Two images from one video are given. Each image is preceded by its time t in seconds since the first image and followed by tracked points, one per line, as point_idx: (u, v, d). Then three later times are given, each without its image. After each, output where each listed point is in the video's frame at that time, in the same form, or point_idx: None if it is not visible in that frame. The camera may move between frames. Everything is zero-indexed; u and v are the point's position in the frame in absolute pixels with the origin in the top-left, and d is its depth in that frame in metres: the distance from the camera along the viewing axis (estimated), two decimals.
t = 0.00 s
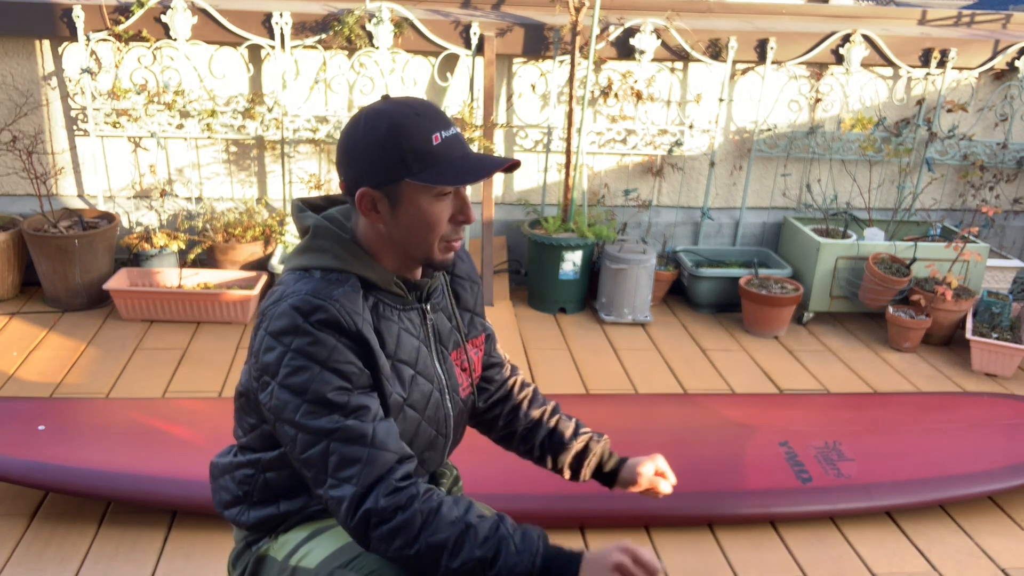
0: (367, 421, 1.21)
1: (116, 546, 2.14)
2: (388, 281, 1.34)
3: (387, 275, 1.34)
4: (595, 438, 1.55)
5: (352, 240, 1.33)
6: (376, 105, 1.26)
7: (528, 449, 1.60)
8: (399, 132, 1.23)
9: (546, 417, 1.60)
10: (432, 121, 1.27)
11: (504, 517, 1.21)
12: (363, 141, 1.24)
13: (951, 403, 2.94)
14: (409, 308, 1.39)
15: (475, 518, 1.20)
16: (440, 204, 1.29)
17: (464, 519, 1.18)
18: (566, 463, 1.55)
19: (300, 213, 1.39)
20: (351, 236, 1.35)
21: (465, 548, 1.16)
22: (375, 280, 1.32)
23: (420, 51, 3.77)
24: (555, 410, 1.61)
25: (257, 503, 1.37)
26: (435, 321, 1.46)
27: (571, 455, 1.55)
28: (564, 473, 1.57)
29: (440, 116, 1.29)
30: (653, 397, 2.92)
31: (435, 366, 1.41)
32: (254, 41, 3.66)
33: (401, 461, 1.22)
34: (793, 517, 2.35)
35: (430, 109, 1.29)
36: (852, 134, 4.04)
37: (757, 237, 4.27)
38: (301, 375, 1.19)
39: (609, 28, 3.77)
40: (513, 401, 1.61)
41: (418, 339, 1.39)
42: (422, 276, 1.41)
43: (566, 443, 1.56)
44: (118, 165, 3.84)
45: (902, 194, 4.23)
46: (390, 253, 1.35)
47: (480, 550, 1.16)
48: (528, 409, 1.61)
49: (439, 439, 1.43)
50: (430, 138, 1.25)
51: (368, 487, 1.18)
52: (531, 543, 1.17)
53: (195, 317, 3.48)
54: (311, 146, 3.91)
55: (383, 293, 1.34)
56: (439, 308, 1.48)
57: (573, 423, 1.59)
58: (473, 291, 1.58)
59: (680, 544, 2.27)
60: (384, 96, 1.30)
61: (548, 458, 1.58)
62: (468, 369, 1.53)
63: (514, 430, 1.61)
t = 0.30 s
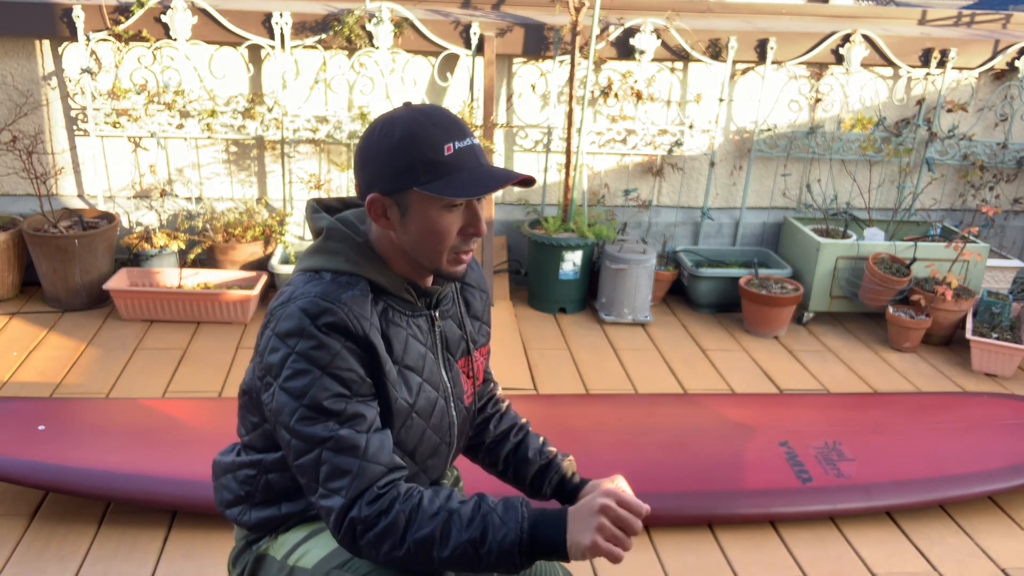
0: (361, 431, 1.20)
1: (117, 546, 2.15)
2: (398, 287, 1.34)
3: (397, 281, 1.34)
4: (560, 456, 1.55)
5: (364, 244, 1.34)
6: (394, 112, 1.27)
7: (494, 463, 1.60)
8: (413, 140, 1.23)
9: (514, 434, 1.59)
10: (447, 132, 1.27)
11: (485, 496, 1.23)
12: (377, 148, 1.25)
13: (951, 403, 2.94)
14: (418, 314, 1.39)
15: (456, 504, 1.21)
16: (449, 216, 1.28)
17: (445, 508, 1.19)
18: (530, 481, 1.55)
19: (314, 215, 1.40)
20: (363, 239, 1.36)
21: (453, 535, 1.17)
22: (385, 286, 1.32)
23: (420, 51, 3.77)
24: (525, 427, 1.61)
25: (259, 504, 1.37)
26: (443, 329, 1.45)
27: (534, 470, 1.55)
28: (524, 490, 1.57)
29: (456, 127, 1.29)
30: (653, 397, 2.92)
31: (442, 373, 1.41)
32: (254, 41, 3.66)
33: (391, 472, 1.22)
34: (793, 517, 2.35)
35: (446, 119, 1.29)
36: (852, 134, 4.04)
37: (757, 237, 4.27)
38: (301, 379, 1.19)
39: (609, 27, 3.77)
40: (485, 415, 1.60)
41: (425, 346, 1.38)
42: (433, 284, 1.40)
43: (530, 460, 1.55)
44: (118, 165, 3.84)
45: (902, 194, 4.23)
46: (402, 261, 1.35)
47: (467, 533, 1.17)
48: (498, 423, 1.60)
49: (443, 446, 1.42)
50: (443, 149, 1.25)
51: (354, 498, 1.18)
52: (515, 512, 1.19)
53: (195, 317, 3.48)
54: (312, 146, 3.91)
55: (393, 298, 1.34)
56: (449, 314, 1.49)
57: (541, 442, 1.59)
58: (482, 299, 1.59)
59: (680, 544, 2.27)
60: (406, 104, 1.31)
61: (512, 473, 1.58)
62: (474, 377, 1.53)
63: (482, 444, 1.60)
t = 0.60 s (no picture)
0: (357, 429, 1.20)
1: (117, 546, 2.15)
2: (399, 287, 1.34)
3: (399, 281, 1.34)
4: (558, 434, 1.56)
5: (367, 243, 1.34)
6: (404, 112, 1.27)
7: (496, 455, 1.60)
8: (418, 142, 1.23)
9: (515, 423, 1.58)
10: (453, 135, 1.26)
11: (472, 478, 1.21)
12: (383, 147, 1.25)
13: (951, 403, 2.94)
14: (419, 314, 1.39)
15: (445, 489, 1.20)
16: (448, 219, 1.27)
17: (433, 494, 1.18)
18: (532, 464, 1.55)
19: (319, 212, 1.40)
20: (366, 239, 1.36)
21: (445, 518, 1.16)
22: (387, 285, 1.32)
23: (420, 51, 3.77)
24: (526, 415, 1.61)
25: (261, 499, 1.37)
26: (446, 328, 1.45)
27: (535, 453, 1.54)
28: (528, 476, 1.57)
29: (463, 130, 1.28)
30: (653, 397, 2.92)
31: (444, 373, 1.41)
32: (254, 41, 3.66)
33: (386, 468, 1.21)
34: (793, 516, 2.35)
35: (455, 123, 1.28)
36: (852, 134, 4.05)
37: (757, 237, 4.27)
38: (298, 376, 1.19)
39: (609, 28, 3.77)
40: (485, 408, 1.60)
41: (426, 345, 1.38)
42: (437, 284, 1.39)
43: (531, 443, 1.55)
44: (118, 165, 3.84)
45: (902, 194, 4.23)
46: (403, 261, 1.34)
47: (458, 514, 1.16)
48: (498, 415, 1.59)
49: (444, 446, 1.42)
50: (447, 152, 1.24)
51: (348, 493, 1.17)
52: (502, 488, 1.18)
53: (195, 317, 3.48)
54: (312, 146, 3.91)
55: (394, 297, 1.34)
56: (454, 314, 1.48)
57: (541, 425, 1.59)
58: (489, 300, 1.59)
59: (681, 544, 2.27)
60: (418, 104, 1.31)
61: (514, 461, 1.57)
62: (479, 377, 1.53)
63: (482, 438, 1.60)
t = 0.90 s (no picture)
0: (342, 420, 1.21)
1: (117, 546, 2.15)
2: (394, 284, 1.34)
3: (394, 279, 1.33)
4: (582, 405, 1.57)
5: (361, 240, 1.33)
6: (410, 114, 1.27)
7: (528, 445, 1.60)
8: (420, 146, 1.23)
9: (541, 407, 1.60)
10: (456, 141, 1.26)
11: (457, 483, 1.20)
12: (387, 149, 1.25)
13: (951, 403, 2.94)
14: (414, 312, 1.38)
15: (429, 491, 1.18)
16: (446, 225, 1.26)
17: (416, 495, 1.17)
18: (565, 444, 1.55)
19: (319, 208, 1.41)
20: (363, 236, 1.36)
21: (424, 520, 1.15)
22: (382, 283, 1.32)
23: (420, 51, 3.77)
24: (548, 397, 1.62)
25: (255, 492, 1.36)
26: (442, 327, 1.44)
27: (563, 431, 1.55)
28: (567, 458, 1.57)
29: (468, 136, 1.27)
30: (652, 397, 2.92)
31: (438, 372, 1.41)
32: (254, 41, 3.66)
33: (370, 462, 1.21)
34: (793, 516, 2.35)
35: (460, 128, 1.27)
36: (852, 134, 4.05)
37: (757, 237, 4.27)
38: (285, 367, 1.20)
39: (609, 28, 3.77)
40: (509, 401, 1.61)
41: (419, 343, 1.38)
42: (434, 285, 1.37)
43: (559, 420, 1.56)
44: (118, 165, 3.84)
45: (902, 194, 4.23)
46: (401, 264, 1.34)
47: (437, 518, 1.14)
48: (523, 403, 1.60)
49: (437, 446, 1.42)
50: (448, 157, 1.24)
51: (331, 485, 1.17)
52: (486, 493, 1.15)
53: (195, 317, 3.48)
54: (312, 146, 3.91)
55: (387, 295, 1.34)
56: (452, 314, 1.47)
57: (565, 403, 1.59)
58: (491, 300, 1.58)
59: (681, 544, 2.27)
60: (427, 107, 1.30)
61: (548, 444, 1.58)
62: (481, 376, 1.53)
63: (513, 430, 1.60)
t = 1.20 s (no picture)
0: (338, 413, 1.21)
1: (117, 546, 2.15)
2: (392, 292, 1.33)
3: (389, 285, 1.32)
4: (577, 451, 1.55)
5: (359, 244, 1.32)
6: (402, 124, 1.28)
7: (518, 471, 1.59)
8: (402, 154, 1.23)
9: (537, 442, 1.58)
10: (438, 148, 1.24)
11: (465, 512, 1.21)
12: (374, 156, 1.27)
13: (951, 403, 2.94)
14: (411, 319, 1.38)
15: (434, 511, 1.19)
16: (426, 234, 1.25)
17: (422, 513, 1.18)
18: (555, 487, 1.54)
19: (320, 210, 1.40)
20: (362, 241, 1.35)
21: (422, 543, 1.16)
22: (377, 289, 1.31)
23: (420, 51, 3.76)
24: (549, 434, 1.59)
25: (250, 492, 1.37)
26: (438, 335, 1.44)
27: (558, 477, 1.53)
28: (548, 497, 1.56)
29: (452, 143, 1.26)
30: (653, 397, 2.92)
31: (433, 379, 1.41)
32: (254, 41, 3.66)
33: (369, 456, 1.22)
34: (793, 517, 2.35)
35: (446, 135, 1.26)
36: (852, 134, 4.05)
37: (757, 237, 4.27)
38: (279, 364, 1.20)
39: (609, 27, 3.77)
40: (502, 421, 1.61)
41: (413, 350, 1.38)
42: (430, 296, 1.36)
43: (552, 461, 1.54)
44: (118, 165, 3.84)
45: (902, 194, 4.23)
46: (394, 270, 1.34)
47: (436, 547, 1.15)
48: (520, 432, 1.59)
49: (431, 452, 1.42)
50: (427, 164, 1.23)
51: (329, 479, 1.18)
52: (490, 538, 1.17)
53: (194, 317, 3.48)
54: (312, 146, 3.91)
55: (383, 303, 1.34)
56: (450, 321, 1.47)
57: (565, 447, 1.56)
58: (491, 310, 1.58)
59: (681, 544, 2.27)
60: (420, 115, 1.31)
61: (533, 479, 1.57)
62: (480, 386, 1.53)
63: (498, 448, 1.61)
